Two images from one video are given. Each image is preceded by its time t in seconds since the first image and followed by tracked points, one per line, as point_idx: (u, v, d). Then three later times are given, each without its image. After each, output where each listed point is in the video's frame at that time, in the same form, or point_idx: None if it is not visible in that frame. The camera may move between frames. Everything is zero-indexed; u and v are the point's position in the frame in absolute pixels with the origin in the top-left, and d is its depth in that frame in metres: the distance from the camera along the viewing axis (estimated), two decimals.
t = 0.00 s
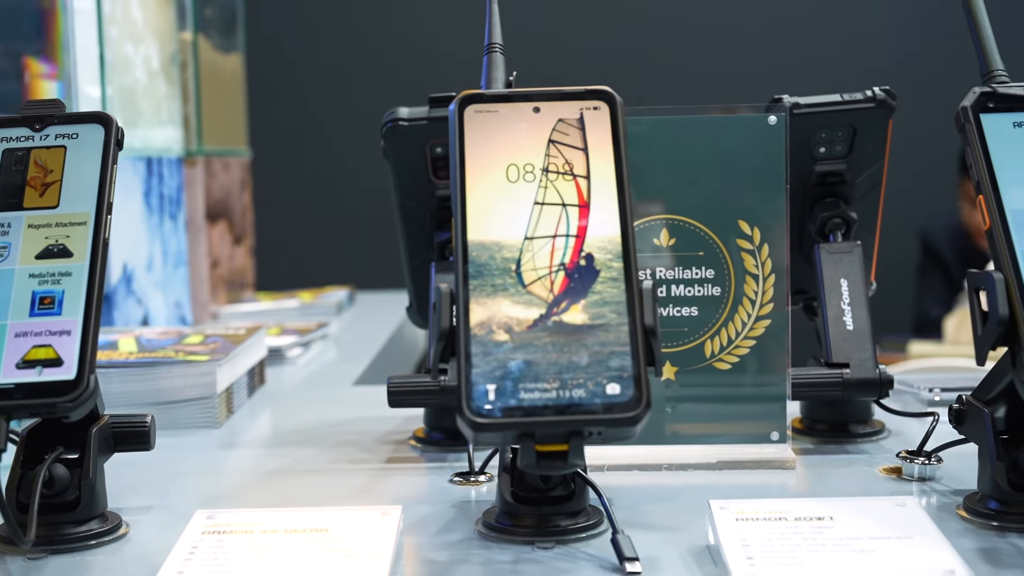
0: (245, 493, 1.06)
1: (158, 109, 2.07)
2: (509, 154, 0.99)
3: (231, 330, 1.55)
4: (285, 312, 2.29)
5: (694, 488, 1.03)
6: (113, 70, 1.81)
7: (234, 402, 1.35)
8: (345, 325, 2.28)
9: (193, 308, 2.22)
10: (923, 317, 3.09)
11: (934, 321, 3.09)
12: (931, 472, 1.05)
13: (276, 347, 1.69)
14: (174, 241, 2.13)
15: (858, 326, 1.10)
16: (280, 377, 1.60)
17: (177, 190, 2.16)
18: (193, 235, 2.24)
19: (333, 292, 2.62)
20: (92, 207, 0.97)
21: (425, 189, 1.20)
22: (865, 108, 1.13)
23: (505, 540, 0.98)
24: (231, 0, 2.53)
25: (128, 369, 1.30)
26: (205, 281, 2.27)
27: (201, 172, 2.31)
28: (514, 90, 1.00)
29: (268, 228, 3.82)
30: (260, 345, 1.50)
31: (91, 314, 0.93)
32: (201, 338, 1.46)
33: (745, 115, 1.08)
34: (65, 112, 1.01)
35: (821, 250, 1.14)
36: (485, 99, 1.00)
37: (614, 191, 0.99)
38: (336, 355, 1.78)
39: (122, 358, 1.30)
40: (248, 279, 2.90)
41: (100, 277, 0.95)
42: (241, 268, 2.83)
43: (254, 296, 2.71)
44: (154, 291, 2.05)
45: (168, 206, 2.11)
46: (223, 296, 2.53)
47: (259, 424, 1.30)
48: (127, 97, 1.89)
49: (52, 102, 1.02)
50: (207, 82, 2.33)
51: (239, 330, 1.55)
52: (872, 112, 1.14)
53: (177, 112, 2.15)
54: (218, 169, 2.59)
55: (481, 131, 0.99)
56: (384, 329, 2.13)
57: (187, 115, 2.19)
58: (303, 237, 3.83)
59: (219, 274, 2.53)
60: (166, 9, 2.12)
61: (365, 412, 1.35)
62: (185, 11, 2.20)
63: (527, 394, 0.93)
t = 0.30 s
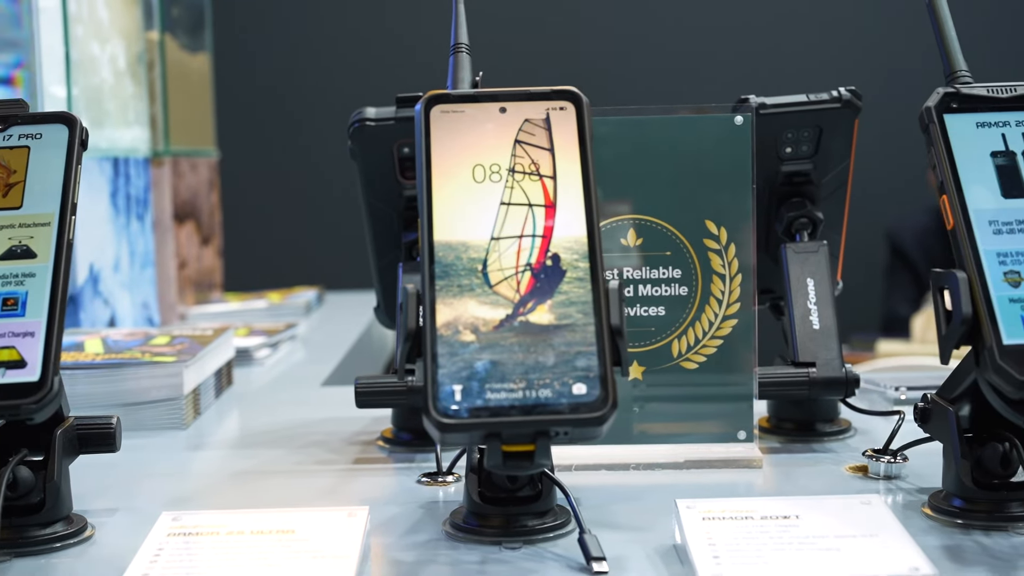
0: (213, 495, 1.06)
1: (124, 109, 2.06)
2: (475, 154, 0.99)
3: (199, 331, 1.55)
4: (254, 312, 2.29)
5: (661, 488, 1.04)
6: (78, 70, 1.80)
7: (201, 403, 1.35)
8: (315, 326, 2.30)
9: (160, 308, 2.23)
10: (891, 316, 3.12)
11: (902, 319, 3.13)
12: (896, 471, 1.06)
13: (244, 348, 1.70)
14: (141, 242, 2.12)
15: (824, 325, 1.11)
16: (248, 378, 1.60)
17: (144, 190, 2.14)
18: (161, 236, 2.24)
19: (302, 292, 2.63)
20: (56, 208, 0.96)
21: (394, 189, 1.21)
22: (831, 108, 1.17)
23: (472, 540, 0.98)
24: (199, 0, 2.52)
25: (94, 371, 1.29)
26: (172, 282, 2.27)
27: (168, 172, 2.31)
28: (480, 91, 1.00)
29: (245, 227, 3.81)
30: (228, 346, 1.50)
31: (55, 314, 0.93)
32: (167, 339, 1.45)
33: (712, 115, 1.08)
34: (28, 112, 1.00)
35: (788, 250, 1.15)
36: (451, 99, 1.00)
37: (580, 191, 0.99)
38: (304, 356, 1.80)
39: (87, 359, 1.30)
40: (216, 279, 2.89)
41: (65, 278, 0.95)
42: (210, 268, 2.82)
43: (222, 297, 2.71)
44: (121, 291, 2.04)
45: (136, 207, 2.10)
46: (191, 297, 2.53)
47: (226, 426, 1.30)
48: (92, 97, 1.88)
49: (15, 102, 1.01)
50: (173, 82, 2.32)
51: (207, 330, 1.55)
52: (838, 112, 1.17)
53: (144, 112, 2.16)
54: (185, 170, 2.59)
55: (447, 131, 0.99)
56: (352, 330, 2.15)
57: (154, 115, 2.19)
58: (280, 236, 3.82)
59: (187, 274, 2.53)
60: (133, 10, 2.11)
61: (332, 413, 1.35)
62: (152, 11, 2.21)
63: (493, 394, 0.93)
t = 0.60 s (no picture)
0: (179, 496, 1.05)
1: (89, 109, 2.03)
2: (441, 153, 0.99)
3: (166, 331, 1.55)
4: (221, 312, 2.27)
5: (627, 487, 1.04)
6: (42, 69, 1.79)
7: (167, 403, 1.35)
8: (283, 325, 2.30)
9: (127, 309, 2.20)
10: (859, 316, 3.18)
11: (869, 318, 3.21)
12: (861, 469, 1.07)
13: (211, 348, 1.69)
14: (108, 242, 2.13)
15: (789, 323, 1.13)
16: (215, 379, 1.60)
17: (109, 190, 2.16)
18: (127, 237, 2.23)
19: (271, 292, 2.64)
20: (18, 208, 0.95)
21: (361, 189, 1.22)
22: (796, 108, 1.18)
23: (438, 540, 0.98)
24: None
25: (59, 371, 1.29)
26: (139, 282, 2.25)
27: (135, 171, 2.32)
28: (445, 90, 1.00)
29: (220, 227, 3.78)
30: (195, 346, 1.50)
31: (17, 315, 0.93)
32: (133, 339, 1.45)
33: (678, 115, 1.09)
34: None
35: (753, 249, 1.16)
36: (417, 99, 0.99)
37: (544, 190, 0.99)
38: (272, 356, 1.80)
39: (52, 360, 1.29)
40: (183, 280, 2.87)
41: (28, 279, 0.95)
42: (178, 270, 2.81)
43: (189, 296, 2.71)
44: (86, 292, 2.03)
45: (101, 207, 2.11)
46: (158, 297, 2.53)
47: (193, 427, 1.30)
48: (58, 96, 1.86)
49: None
50: (139, 81, 2.32)
51: (174, 330, 1.55)
52: (804, 111, 1.19)
53: (110, 112, 2.13)
54: (150, 170, 2.58)
55: (412, 131, 0.99)
56: (320, 330, 2.16)
57: (120, 115, 2.16)
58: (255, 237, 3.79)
59: (154, 275, 2.53)
60: (98, 9, 2.10)
61: (299, 413, 1.36)
62: (118, 10, 2.20)
63: (459, 394, 0.93)
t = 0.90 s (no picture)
0: (147, 498, 1.05)
1: (56, 109, 2.03)
2: (408, 153, 0.99)
3: (133, 332, 1.55)
4: (189, 313, 2.30)
5: (595, 487, 1.04)
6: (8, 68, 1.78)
7: (134, 405, 1.35)
8: (253, 325, 2.31)
9: (94, 310, 2.22)
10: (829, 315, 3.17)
11: (838, 318, 3.18)
12: (828, 468, 1.08)
13: (179, 350, 1.69)
14: (75, 243, 2.13)
15: (757, 323, 1.14)
16: (183, 380, 1.60)
17: (76, 191, 2.16)
18: (95, 238, 2.24)
19: (240, 292, 2.65)
20: None
21: (330, 189, 1.23)
22: (764, 108, 1.20)
23: (406, 540, 0.98)
24: None
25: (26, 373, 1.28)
26: (106, 283, 2.27)
27: (101, 171, 2.32)
28: (412, 90, 1.00)
29: (196, 227, 3.77)
30: (162, 348, 1.49)
31: None
32: (100, 341, 1.44)
33: (646, 116, 1.09)
34: None
35: (721, 249, 1.18)
36: (384, 99, 1.00)
37: (512, 190, 0.99)
38: (240, 357, 1.80)
39: (18, 361, 1.29)
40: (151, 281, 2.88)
41: None
42: (144, 270, 2.82)
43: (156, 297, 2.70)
44: (54, 293, 2.02)
45: (68, 207, 2.10)
46: (125, 298, 2.52)
47: (161, 428, 1.30)
48: (24, 96, 1.85)
49: None
50: (106, 81, 2.31)
51: (141, 331, 1.54)
52: (771, 112, 1.20)
53: (77, 111, 2.14)
54: (117, 169, 2.57)
55: (379, 131, 0.99)
56: (290, 330, 2.18)
57: (87, 115, 2.18)
58: (232, 236, 3.78)
59: (121, 275, 2.53)
60: (66, 9, 2.09)
61: (268, 414, 1.36)
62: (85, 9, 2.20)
63: (426, 394, 0.93)
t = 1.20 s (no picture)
0: (115, 500, 1.04)
1: (21, 109, 2.01)
2: (376, 154, 0.99)
3: (101, 333, 1.54)
4: (158, 315, 2.32)
5: (562, 487, 1.05)
6: None
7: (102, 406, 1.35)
8: (221, 325, 2.32)
9: (61, 311, 2.23)
10: (799, 314, 3.19)
11: (808, 317, 3.19)
12: (796, 466, 1.09)
13: (147, 350, 1.69)
14: (42, 244, 2.13)
15: (725, 323, 1.15)
16: (151, 380, 1.60)
17: (43, 191, 2.18)
18: (62, 238, 2.24)
19: (210, 292, 2.65)
20: None
21: (299, 188, 1.23)
22: (731, 108, 1.21)
23: (374, 541, 0.97)
24: None
25: None
26: (74, 284, 2.28)
27: (69, 171, 2.31)
28: (380, 90, 1.00)
29: (172, 228, 3.76)
30: (130, 349, 1.49)
31: None
32: (67, 342, 1.44)
33: (614, 116, 1.10)
34: None
35: (689, 249, 1.18)
36: (351, 99, 0.99)
37: (479, 190, 0.99)
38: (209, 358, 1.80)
39: None
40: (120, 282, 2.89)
41: None
42: (115, 270, 2.84)
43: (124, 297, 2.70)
44: (21, 295, 2.02)
45: (34, 207, 2.11)
46: (92, 298, 2.51)
47: (129, 430, 1.30)
48: None
49: None
50: (74, 80, 2.29)
51: (108, 333, 1.54)
52: (737, 112, 1.21)
53: (44, 111, 2.12)
54: (84, 171, 2.56)
55: (346, 132, 0.99)
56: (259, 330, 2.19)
57: (53, 114, 2.16)
58: (210, 237, 3.78)
59: (88, 276, 2.52)
60: (32, 8, 2.08)
61: (236, 415, 1.36)
62: (51, 8, 2.18)
63: (394, 395, 0.93)
